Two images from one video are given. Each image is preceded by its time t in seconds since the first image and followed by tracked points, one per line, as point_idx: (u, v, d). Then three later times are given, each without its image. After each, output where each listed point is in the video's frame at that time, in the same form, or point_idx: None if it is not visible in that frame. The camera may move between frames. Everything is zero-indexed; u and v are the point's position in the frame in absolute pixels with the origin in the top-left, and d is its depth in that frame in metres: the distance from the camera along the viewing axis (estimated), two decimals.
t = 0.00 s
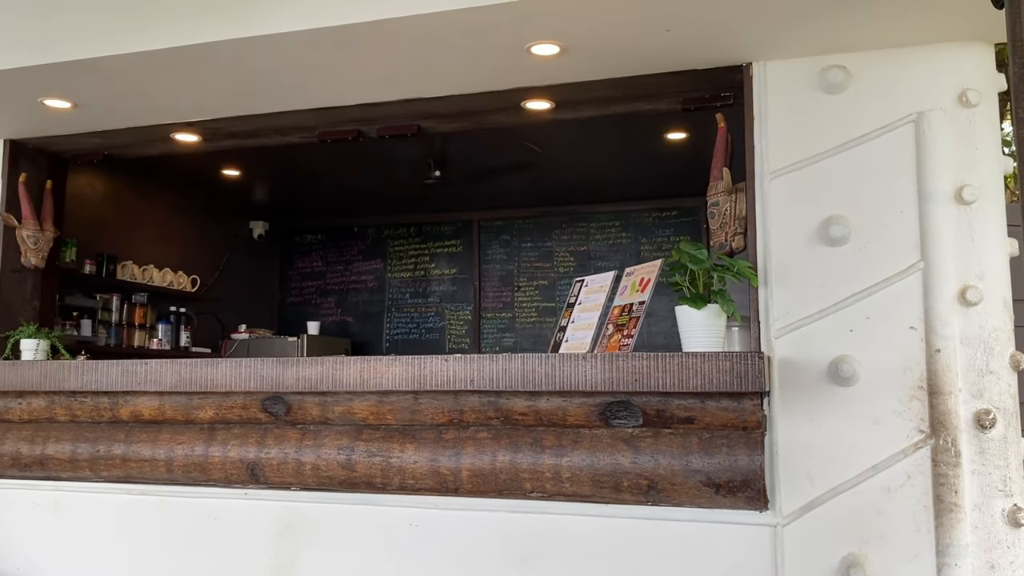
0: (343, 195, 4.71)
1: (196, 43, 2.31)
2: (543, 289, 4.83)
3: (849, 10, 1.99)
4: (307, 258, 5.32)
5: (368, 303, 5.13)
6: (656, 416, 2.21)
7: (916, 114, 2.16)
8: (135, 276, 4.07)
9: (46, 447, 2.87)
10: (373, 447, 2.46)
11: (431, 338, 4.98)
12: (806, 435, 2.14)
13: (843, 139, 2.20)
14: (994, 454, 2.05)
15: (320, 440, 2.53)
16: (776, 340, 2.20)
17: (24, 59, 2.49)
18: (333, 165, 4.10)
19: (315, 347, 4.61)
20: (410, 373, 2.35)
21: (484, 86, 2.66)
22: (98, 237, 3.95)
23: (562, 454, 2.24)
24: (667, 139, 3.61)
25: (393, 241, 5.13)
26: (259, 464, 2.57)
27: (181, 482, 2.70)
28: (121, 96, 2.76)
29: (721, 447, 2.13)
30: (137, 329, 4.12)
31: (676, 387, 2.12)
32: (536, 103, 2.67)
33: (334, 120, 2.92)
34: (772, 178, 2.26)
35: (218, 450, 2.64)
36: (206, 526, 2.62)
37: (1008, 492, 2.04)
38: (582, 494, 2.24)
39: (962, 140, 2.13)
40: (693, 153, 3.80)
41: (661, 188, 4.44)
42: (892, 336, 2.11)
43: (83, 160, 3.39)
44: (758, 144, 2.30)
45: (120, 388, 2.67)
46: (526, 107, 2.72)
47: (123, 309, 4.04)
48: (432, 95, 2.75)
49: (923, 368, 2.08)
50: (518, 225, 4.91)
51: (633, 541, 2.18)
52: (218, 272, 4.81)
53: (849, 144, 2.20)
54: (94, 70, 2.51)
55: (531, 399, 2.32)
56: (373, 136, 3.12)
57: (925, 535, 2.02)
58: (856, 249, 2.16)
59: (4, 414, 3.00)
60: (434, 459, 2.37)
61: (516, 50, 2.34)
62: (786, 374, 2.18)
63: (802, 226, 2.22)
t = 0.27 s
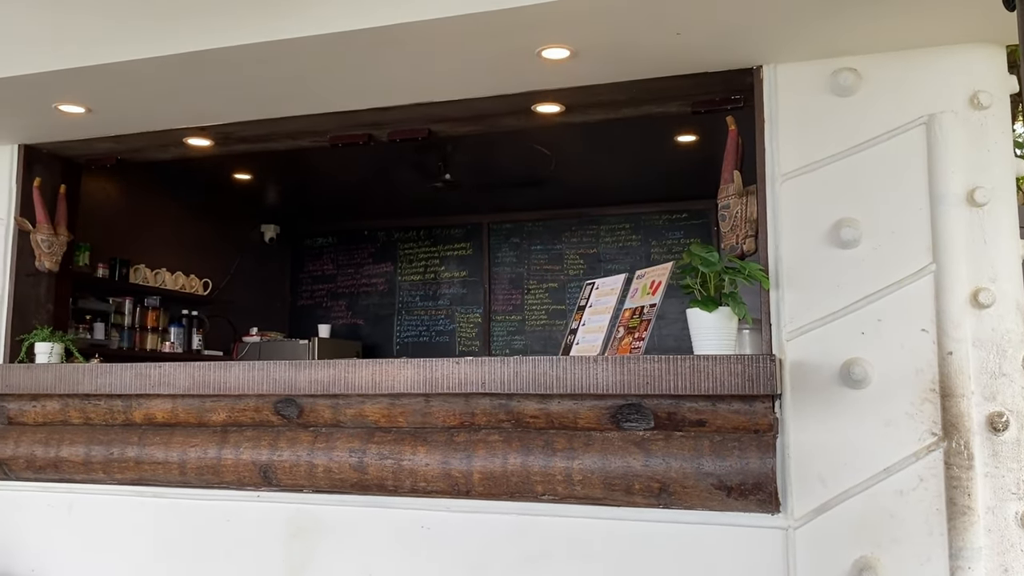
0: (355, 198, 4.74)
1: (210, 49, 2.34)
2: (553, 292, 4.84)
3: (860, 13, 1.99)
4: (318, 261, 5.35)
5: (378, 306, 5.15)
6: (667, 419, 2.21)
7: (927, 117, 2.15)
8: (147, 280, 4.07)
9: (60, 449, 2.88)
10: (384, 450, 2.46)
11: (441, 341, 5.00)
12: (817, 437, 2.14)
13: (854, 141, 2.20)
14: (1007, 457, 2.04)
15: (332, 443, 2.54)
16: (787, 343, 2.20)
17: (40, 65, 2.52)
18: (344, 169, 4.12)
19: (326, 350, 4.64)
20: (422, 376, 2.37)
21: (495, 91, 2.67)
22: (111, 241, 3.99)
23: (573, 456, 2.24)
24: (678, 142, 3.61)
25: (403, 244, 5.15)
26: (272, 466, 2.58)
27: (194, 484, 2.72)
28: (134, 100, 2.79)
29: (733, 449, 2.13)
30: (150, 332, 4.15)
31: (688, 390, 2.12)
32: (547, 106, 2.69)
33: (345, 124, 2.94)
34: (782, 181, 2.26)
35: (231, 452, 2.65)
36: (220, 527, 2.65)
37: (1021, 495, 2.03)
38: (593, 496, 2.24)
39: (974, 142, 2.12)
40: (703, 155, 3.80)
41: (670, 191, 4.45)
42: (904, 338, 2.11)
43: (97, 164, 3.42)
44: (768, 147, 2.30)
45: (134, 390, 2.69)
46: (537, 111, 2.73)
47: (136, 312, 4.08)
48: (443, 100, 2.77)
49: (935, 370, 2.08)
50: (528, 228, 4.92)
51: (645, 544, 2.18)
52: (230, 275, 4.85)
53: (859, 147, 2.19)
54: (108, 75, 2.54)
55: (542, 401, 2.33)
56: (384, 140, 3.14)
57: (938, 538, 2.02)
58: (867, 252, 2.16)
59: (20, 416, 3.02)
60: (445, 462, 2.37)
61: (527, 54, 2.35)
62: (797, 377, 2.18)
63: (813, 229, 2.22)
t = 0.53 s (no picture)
0: (366, 202, 4.77)
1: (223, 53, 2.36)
2: (562, 294, 4.85)
3: (872, 14, 1.99)
4: (329, 264, 5.38)
5: (389, 308, 5.17)
6: (679, 422, 2.22)
7: (939, 118, 2.15)
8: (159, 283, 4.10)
9: (74, 452, 2.88)
10: (396, 452, 2.45)
11: (451, 343, 5.01)
12: (830, 440, 2.14)
13: (865, 143, 2.20)
14: (1022, 460, 2.03)
15: (343, 445, 2.53)
16: (799, 345, 2.20)
17: (54, 70, 2.54)
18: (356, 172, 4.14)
19: (337, 352, 4.66)
20: (434, 379, 2.37)
21: (505, 94, 2.68)
22: (124, 244, 4.02)
23: (585, 459, 2.24)
24: (688, 144, 3.61)
25: (414, 247, 5.17)
26: (285, 469, 2.57)
27: (206, 487, 2.74)
28: (147, 104, 2.82)
29: (745, 452, 2.12)
30: (161, 335, 4.17)
31: (700, 393, 2.12)
32: (557, 109, 2.70)
33: (356, 128, 2.96)
34: (794, 183, 2.26)
35: (243, 454, 2.64)
36: (234, 530, 2.68)
37: None
38: (605, 499, 2.23)
39: (986, 143, 2.12)
40: (714, 157, 3.80)
41: (680, 193, 4.45)
42: (917, 341, 2.10)
43: (109, 168, 3.45)
44: (779, 150, 2.30)
45: (148, 394, 2.71)
46: (548, 114, 2.74)
47: (148, 315, 4.12)
48: (453, 103, 2.78)
49: (948, 372, 2.07)
50: (538, 230, 4.93)
51: (655, 547, 2.21)
52: (241, 278, 4.88)
53: (871, 149, 2.19)
54: (121, 79, 2.57)
55: (553, 404, 2.33)
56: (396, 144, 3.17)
57: (951, 541, 2.01)
58: (879, 254, 2.16)
59: (33, 419, 3.01)
60: (457, 464, 2.36)
61: (538, 57, 2.36)
62: (810, 379, 2.18)
63: (825, 231, 2.22)
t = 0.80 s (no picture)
0: (375, 204, 4.79)
1: (232, 57, 2.38)
2: (571, 296, 4.85)
3: (879, 15, 1.99)
4: (337, 266, 5.40)
5: (398, 310, 5.19)
6: (689, 423, 2.22)
7: (949, 118, 2.14)
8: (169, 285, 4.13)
9: (85, 454, 2.90)
10: (405, 454, 2.46)
11: (459, 345, 5.02)
12: (840, 441, 2.13)
13: (875, 144, 2.20)
14: None
15: (353, 446, 2.54)
16: (809, 346, 2.20)
17: (66, 74, 2.57)
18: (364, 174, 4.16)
19: (346, 354, 4.67)
20: (443, 380, 2.37)
21: (514, 96, 2.69)
22: (135, 247, 4.05)
23: (595, 461, 2.24)
24: (697, 145, 3.61)
25: (422, 249, 5.19)
26: (295, 470, 2.59)
27: (217, 489, 2.75)
28: (157, 108, 2.84)
29: (755, 453, 2.12)
30: (171, 337, 4.19)
31: (710, 394, 2.11)
32: (566, 110, 2.70)
33: (365, 130, 2.98)
34: (804, 183, 2.26)
35: (253, 456, 2.65)
36: (244, 531, 2.70)
37: None
38: (615, 501, 2.24)
39: (997, 143, 2.11)
40: (722, 158, 3.80)
41: (688, 194, 4.45)
42: (928, 342, 2.09)
43: (119, 172, 3.49)
44: (789, 150, 2.30)
45: (158, 396, 2.72)
46: (556, 115, 2.75)
47: (159, 317, 4.14)
48: (462, 105, 2.79)
49: (959, 373, 2.06)
50: (546, 231, 4.93)
51: (665, 548, 2.21)
52: (251, 281, 4.91)
53: (881, 149, 2.19)
54: (131, 84, 2.59)
55: (563, 406, 2.33)
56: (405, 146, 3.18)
57: (963, 542, 2.01)
58: (890, 255, 2.15)
59: (45, 421, 3.04)
60: (466, 466, 2.37)
61: (546, 58, 2.37)
62: (820, 380, 2.18)
63: (835, 232, 2.21)
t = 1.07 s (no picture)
0: (383, 205, 4.80)
1: (240, 59, 2.39)
2: (578, 296, 4.85)
3: (890, 13, 1.98)
4: (345, 267, 5.41)
5: (405, 311, 5.20)
6: (697, 423, 2.22)
7: (958, 117, 2.14)
8: (177, 287, 4.13)
9: (95, 455, 2.92)
10: (413, 455, 2.46)
11: (467, 346, 5.03)
12: (849, 441, 2.12)
13: (884, 143, 2.19)
14: None
15: (362, 447, 2.55)
16: (818, 346, 2.19)
17: (75, 77, 2.59)
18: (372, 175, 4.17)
19: (354, 355, 4.68)
20: (451, 381, 2.38)
21: (520, 97, 2.70)
22: (144, 249, 4.07)
23: (603, 461, 2.24)
24: (704, 145, 3.60)
25: (430, 251, 5.20)
26: (303, 471, 2.60)
27: (226, 490, 2.77)
28: (165, 111, 2.86)
29: (764, 454, 2.11)
30: (179, 339, 4.21)
31: (719, 395, 2.11)
32: (573, 110, 2.70)
33: (372, 131, 2.99)
34: (812, 183, 2.25)
35: (262, 457, 2.67)
36: (253, 532, 2.71)
37: None
38: (623, 502, 2.24)
39: (1006, 142, 2.10)
40: (730, 158, 3.79)
41: (696, 194, 4.44)
42: (938, 341, 2.09)
43: (127, 174, 3.52)
44: (797, 150, 2.29)
45: (167, 397, 2.74)
46: (563, 115, 2.75)
47: (167, 319, 4.14)
48: (469, 106, 2.80)
49: (969, 373, 2.05)
50: (553, 232, 4.93)
51: (673, 549, 2.21)
52: (259, 282, 4.93)
53: (890, 148, 2.18)
54: (139, 86, 2.61)
55: (571, 406, 2.33)
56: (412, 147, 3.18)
57: (973, 543, 2.00)
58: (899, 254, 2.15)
59: (55, 423, 3.06)
60: (474, 467, 2.37)
61: (553, 59, 2.37)
62: (829, 380, 2.17)
63: (843, 231, 2.21)
